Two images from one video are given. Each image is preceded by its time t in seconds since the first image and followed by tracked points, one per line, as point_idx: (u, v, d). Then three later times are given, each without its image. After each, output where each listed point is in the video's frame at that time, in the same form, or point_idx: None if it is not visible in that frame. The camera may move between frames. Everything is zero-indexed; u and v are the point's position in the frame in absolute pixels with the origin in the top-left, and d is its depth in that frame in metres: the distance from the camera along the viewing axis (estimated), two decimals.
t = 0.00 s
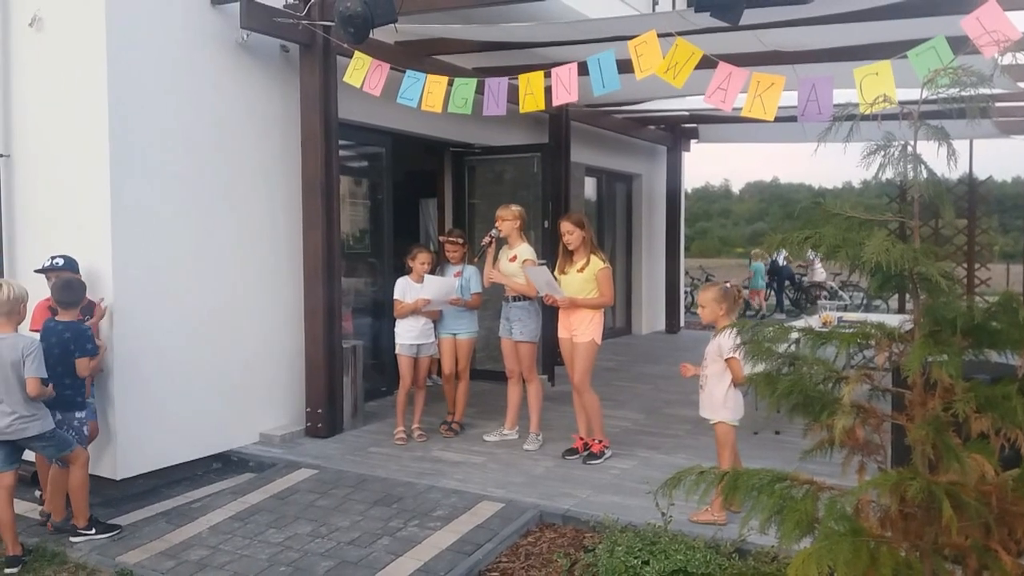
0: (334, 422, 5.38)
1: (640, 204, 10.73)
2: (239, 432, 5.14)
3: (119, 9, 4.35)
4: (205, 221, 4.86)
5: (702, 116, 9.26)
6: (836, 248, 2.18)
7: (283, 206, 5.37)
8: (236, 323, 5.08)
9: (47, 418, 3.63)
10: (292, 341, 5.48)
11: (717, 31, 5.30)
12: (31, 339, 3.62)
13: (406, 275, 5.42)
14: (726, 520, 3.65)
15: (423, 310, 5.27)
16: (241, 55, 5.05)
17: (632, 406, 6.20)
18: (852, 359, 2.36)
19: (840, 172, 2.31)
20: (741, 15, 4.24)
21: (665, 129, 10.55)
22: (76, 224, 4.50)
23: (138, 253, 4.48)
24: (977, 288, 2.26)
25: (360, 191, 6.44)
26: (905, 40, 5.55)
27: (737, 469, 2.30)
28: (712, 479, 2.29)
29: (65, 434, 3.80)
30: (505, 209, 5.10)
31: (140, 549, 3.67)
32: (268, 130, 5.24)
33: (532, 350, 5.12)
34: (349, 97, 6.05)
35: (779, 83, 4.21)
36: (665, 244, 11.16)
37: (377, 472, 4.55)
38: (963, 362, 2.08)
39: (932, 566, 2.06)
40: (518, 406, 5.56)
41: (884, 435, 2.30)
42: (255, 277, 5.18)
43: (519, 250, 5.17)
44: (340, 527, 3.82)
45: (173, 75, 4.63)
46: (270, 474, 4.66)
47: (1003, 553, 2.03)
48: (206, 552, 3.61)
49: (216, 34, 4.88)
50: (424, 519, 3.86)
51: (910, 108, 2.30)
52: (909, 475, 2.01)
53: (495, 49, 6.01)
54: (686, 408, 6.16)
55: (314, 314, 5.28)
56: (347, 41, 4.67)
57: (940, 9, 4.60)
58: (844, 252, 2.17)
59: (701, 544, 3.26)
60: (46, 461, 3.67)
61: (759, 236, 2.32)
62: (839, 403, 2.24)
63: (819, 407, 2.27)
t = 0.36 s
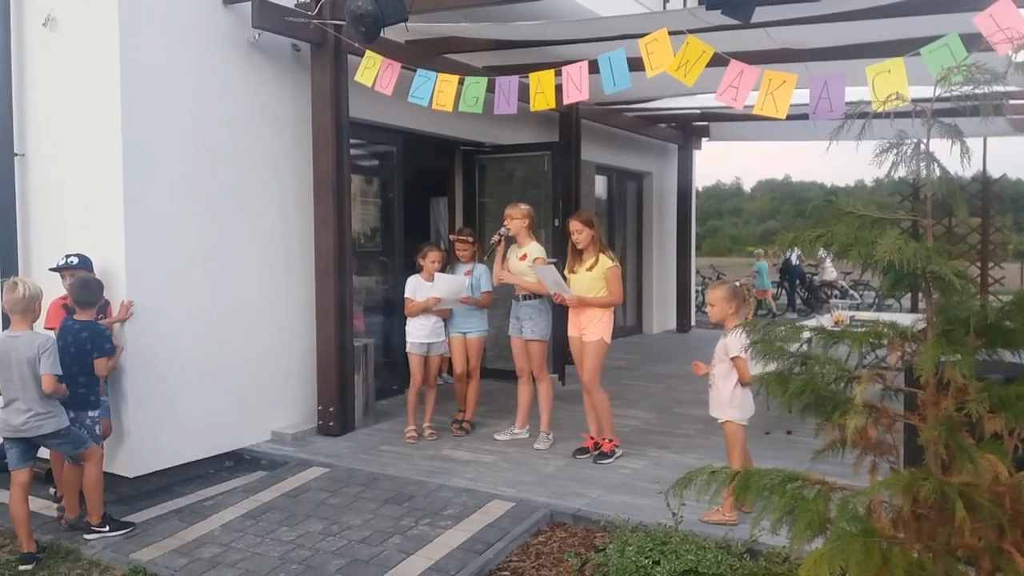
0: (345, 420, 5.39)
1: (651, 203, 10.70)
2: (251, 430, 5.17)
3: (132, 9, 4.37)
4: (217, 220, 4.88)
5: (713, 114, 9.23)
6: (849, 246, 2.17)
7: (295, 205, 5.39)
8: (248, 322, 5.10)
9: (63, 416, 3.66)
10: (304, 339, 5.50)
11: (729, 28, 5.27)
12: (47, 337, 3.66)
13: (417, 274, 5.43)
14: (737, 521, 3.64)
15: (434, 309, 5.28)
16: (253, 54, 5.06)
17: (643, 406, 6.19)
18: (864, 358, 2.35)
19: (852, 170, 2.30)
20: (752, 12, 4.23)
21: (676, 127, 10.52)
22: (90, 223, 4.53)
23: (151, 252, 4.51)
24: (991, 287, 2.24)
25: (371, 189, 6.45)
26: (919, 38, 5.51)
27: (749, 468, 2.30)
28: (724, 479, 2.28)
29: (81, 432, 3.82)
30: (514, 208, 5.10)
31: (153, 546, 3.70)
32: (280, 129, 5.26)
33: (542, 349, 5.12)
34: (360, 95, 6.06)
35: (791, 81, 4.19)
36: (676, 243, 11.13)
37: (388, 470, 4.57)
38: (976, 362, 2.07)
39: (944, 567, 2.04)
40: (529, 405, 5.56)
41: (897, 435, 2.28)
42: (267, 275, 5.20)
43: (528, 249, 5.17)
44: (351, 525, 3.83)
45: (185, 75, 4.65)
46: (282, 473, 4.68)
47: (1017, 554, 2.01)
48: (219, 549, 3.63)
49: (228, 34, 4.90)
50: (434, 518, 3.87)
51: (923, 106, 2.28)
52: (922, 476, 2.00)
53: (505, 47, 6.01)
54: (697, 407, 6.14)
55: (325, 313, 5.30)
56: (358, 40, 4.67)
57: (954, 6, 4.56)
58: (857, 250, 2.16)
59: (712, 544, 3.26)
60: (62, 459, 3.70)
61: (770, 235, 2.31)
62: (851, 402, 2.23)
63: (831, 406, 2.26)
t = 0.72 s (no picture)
0: (358, 419, 5.41)
1: (663, 203, 10.68)
2: (265, 429, 5.19)
3: (147, 10, 4.40)
4: (231, 220, 4.91)
5: (727, 113, 9.20)
6: (862, 247, 2.16)
7: (308, 205, 5.41)
8: (262, 321, 5.13)
9: (79, 414, 3.69)
10: (317, 338, 5.53)
11: (742, 28, 5.26)
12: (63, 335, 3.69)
13: (429, 274, 5.44)
14: (749, 522, 3.63)
15: (446, 308, 5.28)
16: (266, 55, 5.09)
17: (656, 406, 6.18)
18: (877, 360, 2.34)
19: (866, 169, 2.28)
20: (765, 12, 4.21)
21: (689, 126, 10.49)
22: (105, 223, 4.56)
23: (166, 252, 4.54)
24: (1006, 288, 2.23)
25: (384, 189, 6.48)
26: (934, 37, 5.48)
27: (761, 469, 2.29)
28: (736, 480, 2.28)
29: (97, 430, 3.85)
30: (524, 208, 5.10)
31: (167, 543, 3.73)
32: (294, 129, 5.28)
33: (553, 348, 5.12)
34: (372, 95, 6.08)
35: (805, 80, 4.17)
36: (689, 243, 11.10)
37: (400, 469, 4.58)
38: (991, 363, 2.06)
39: (958, 570, 2.03)
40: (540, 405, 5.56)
41: (911, 437, 2.27)
42: (280, 275, 5.23)
43: (539, 249, 5.17)
44: (363, 524, 3.85)
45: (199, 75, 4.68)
46: (295, 471, 4.70)
47: None
48: (232, 547, 3.65)
49: (242, 35, 4.93)
50: (446, 517, 3.87)
51: (937, 105, 2.26)
52: (936, 478, 2.00)
53: (518, 47, 6.01)
54: (710, 408, 6.13)
55: (338, 312, 5.32)
56: (370, 40, 4.69)
57: (970, 5, 4.53)
58: (870, 251, 2.15)
59: (723, 545, 3.25)
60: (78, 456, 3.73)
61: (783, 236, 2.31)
62: (864, 403, 2.22)
63: (844, 408, 2.25)
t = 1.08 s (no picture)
0: (369, 419, 5.43)
1: (674, 202, 10.67)
2: (277, 429, 5.22)
3: (158, 13, 4.43)
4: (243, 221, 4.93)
5: (736, 112, 9.17)
6: (873, 246, 2.15)
7: (319, 206, 5.43)
8: (273, 322, 5.15)
9: (93, 414, 3.72)
10: (328, 339, 5.55)
11: (752, 27, 5.25)
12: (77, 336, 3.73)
13: (439, 275, 5.46)
14: (761, 522, 3.62)
15: (456, 309, 5.30)
16: (277, 57, 5.11)
17: (667, 406, 6.17)
18: (889, 359, 2.33)
19: (877, 168, 2.27)
20: (774, 11, 4.20)
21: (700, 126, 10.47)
22: (118, 225, 4.59)
23: (178, 253, 4.57)
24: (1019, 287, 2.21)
25: (394, 190, 6.50)
26: (945, 35, 5.45)
27: (772, 469, 2.29)
28: (747, 480, 2.28)
29: (111, 430, 3.88)
30: (532, 209, 5.11)
31: (180, 544, 3.75)
32: (305, 131, 5.30)
33: (562, 348, 5.12)
34: (382, 97, 6.09)
35: (815, 79, 4.16)
36: (699, 243, 11.08)
37: (411, 470, 4.59)
38: (1003, 363, 2.05)
39: (971, 570, 2.02)
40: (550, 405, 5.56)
41: (923, 437, 2.26)
42: (291, 276, 5.25)
43: (547, 250, 5.18)
44: (375, 524, 3.86)
45: (210, 78, 4.70)
46: (307, 472, 4.72)
47: None
48: (244, 547, 3.67)
49: (253, 38, 4.95)
50: (457, 518, 3.88)
51: (948, 104, 2.25)
52: (948, 477, 1.99)
53: (527, 48, 6.01)
54: (720, 408, 6.11)
55: (349, 312, 5.33)
56: (380, 42, 4.70)
57: (982, 3, 4.50)
58: (881, 251, 2.14)
59: (735, 545, 3.25)
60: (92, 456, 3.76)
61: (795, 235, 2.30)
62: (876, 403, 2.21)
63: (856, 408, 2.24)
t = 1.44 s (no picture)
0: (380, 420, 5.44)
1: (685, 203, 10.65)
2: (288, 429, 5.24)
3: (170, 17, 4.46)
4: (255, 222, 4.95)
5: (747, 113, 9.15)
6: (885, 247, 2.15)
7: (331, 207, 5.46)
8: (285, 322, 5.17)
9: (108, 415, 3.75)
10: (339, 340, 5.57)
11: (763, 27, 5.24)
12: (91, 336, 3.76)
13: (450, 275, 5.47)
14: (772, 524, 3.61)
15: (466, 310, 5.31)
16: (289, 59, 5.13)
17: (677, 408, 6.16)
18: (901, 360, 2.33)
19: (889, 168, 2.27)
20: (785, 11, 4.19)
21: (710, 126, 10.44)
22: (132, 227, 4.63)
23: (191, 254, 4.59)
24: None
25: (405, 191, 6.52)
26: (957, 35, 5.43)
27: (783, 471, 2.29)
28: (758, 481, 2.28)
29: (125, 430, 3.91)
30: (539, 210, 5.12)
31: (193, 543, 3.77)
32: (316, 132, 5.33)
33: (570, 349, 5.12)
34: (393, 98, 6.11)
35: (826, 79, 4.15)
36: (710, 244, 11.05)
37: (422, 470, 4.60)
38: (1016, 364, 2.04)
39: (983, 572, 2.01)
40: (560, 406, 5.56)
41: (935, 439, 2.25)
42: (303, 276, 5.27)
43: (555, 251, 5.19)
44: (386, 524, 3.87)
45: (223, 81, 4.73)
46: (318, 471, 4.74)
47: None
48: (256, 547, 3.69)
49: (265, 39, 4.98)
50: (468, 518, 3.89)
51: (960, 104, 2.24)
52: (959, 479, 1.99)
53: (538, 49, 6.02)
54: (731, 409, 6.10)
55: (360, 313, 5.35)
56: (391, 43, 4.71)
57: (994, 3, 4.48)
58: (892, 252, 2.14)
59: (746, 547, 3.24)
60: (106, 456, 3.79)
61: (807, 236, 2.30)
62: (887, 404, 2.21)
63: (867, 409, 2.23)
